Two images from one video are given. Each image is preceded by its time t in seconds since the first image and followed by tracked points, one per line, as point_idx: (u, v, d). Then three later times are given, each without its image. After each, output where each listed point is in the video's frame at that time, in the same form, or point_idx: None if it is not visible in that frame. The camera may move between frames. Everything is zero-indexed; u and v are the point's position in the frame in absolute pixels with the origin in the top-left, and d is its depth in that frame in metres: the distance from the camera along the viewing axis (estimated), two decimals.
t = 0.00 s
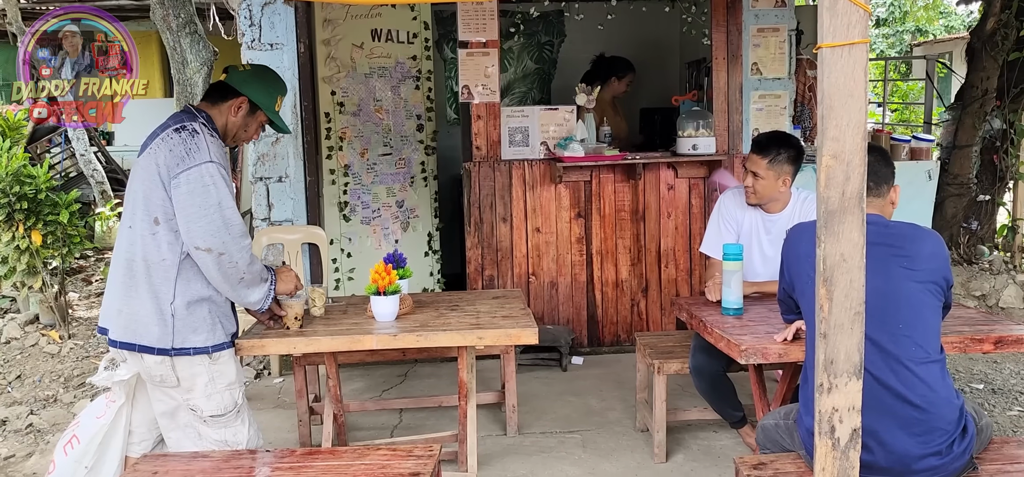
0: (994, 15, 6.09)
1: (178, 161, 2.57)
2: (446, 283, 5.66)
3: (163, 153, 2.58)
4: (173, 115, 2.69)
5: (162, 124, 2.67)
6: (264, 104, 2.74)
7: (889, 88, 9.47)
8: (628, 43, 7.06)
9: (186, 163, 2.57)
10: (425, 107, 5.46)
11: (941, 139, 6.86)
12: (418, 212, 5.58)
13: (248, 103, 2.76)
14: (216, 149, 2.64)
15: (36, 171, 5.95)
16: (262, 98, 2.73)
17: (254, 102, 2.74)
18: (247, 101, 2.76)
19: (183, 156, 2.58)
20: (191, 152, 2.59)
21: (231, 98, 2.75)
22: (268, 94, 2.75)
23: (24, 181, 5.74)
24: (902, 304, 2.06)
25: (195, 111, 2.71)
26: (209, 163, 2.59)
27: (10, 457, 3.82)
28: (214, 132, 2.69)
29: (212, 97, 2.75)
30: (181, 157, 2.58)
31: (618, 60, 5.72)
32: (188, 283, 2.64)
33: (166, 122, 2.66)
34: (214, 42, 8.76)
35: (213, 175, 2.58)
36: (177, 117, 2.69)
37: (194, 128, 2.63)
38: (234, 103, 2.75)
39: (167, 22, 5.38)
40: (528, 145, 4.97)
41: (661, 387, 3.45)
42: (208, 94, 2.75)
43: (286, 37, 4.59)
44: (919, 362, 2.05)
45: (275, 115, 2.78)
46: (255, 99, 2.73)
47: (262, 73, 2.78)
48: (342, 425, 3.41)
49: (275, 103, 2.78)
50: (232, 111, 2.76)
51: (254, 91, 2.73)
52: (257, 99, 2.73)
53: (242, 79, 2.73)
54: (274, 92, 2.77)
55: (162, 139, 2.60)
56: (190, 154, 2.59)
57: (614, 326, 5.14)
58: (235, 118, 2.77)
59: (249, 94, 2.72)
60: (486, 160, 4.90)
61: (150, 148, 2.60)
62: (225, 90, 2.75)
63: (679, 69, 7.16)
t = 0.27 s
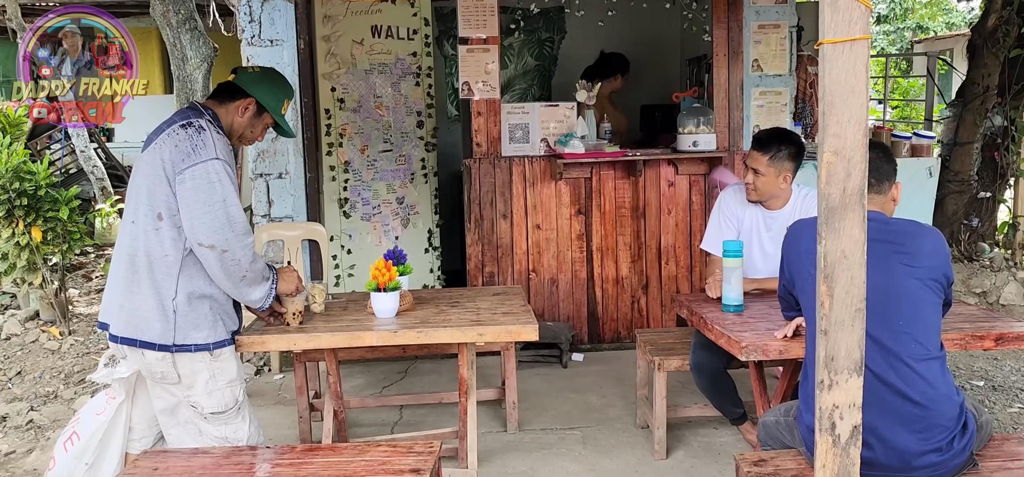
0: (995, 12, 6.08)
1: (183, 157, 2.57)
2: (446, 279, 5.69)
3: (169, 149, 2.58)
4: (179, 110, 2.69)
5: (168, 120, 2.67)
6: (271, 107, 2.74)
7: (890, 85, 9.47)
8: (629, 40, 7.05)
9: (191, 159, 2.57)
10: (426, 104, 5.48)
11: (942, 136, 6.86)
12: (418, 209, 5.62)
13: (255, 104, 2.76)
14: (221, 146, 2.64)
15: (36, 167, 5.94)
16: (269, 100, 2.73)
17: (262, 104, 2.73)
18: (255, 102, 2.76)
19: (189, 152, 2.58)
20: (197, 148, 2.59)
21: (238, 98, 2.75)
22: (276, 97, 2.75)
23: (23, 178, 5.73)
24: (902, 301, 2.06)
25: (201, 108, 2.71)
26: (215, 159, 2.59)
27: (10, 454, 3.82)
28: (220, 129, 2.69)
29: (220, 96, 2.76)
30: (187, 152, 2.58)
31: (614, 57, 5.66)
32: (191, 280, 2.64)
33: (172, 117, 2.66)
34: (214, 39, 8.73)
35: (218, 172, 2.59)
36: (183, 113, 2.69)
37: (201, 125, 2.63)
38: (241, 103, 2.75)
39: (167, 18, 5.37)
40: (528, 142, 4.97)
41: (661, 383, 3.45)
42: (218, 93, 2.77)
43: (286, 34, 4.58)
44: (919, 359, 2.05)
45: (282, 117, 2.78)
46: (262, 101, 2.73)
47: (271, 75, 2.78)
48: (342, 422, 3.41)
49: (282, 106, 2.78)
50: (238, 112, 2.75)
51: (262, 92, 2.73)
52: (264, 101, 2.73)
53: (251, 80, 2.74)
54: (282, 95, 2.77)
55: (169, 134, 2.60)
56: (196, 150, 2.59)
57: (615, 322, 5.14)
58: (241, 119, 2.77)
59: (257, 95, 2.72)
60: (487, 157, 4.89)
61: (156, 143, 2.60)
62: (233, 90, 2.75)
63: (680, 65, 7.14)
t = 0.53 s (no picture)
0: (995, 10, 6.07)
1: (183, 153, 2.57)
2: (445, 277, 5.65)
3: (170, 146, 2.58)
4: (181, 107, 2.69)
5: (169, 117, 2.66)
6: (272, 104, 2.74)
7: (889, 83, 9.46)
8: (628, 38, 7.04)
9: (191, 157, 2.57)
10: (424, 101, 5.44)
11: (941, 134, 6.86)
12: (418, 207, 5.57)
13: (256, 102, 2.75)
14: (222, 143, 2.64)
15: (35, 164, 5.93)
16: (271, 98, 2.73)
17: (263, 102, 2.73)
18: (255, 100, 2.75)
19: (189, 149, 2.57)
20: (198, 145, 2.58)
21: (239, 96, 2.74)
22: (277, 94, 2.75)
23: (22, 175, 5.72)
24: (903, 299, 2.05)
25: (203, 105, 2.71)
26: (214, 157, 2.59)
27: (10, 451, 3.82)
28: (221, 127, 2.69)
29: (221, 93, 2.75)
30: (186, 149, 2.57)
31: (612, 53, 5.65)
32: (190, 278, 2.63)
33: (174, 114, 2.66)
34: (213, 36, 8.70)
35: (217, 169, 2.58)
36: (184, 110, 2.68)
37: (202, 123, 2.63)
38: (241, 101, 2.74)
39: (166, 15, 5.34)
40: (528, 140, 4.96)
41: (661, 381, 3.45)
42: (219, 90, 2.76)
43: (285, 31, 4.58)
44: (920, 357, 2.05)
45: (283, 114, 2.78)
46: (263, 99, 2.73)
47: (271, 72, 2.77)
48: (342, 419, 3.41)
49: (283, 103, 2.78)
50: (239, 111, 2.75)
51: (263, 90, 2.73)
52: (265, 99, 2.73)
53: (252, 78, 2.74)
54: (283, 93, 2.77)
55: (169, 131, 2.60)
56: (196, 147, 2.58)
57: (614, 320, 5.14)
58: (242, 117, 2.76)
59: (258, 94, 2.72)
60: (486, 155, 4.89)
61: (156, 140, 2.60)
62: (235, 88, 2.75)
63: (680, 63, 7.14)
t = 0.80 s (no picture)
0: (995, 8, 6.06)
1: (186, 158, 2.57)
2: (445, 275, 5.64)
3: (172, 150, 2.57)
4: (180, 108, 2.67)
5: (169, 117, 2.65)
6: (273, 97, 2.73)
7: (889, 81, 9.46)
8: (627, 36, 7.04)
9: (194, 161, 2.57)
10: (424, 99, 5.44)
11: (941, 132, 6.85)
12: (417, 205, 5.55)
13: (255, 97, 2.74)
14: (224, 147, 2.63)
15: (34, 162, 5.93)
16: (270, 91, 2.72)
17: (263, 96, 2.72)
18: (255, 96, 2.74)
19: (191, 153, 2.57)
20: (200, 150, 2.58)
21: (238, 95, 2.74)
22: (275, 86, 2.73)
23: (22, 173, 5.72)
24: (903, 297, 2.06)
25: (204, 105, 2.70)
26: (218, 162, 2.59)
27: (9, 449, 3.82)
28: (222, 129, 2.68)
29: (219, 92, 2.74)
30: (189, 154, 2.57)
31: (607, 50, 5.64)
32: (191, 280, 2.64)
33: (173, 115, 2.65)
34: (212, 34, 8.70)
35: (221, 174, 2.58)
36: (182, 111, 2.67)
37: (203, 125, 2.62)
38: (242, 99, 2.74)
39: (165, 13, 5.33)
40: (527, 138, 4.96)
41: (660, 379, 3.46)
42: (215, 88, 2.74)
43: (285, 29, 4.57)
44: (919, 355, 2.05)
45: (283, 103, 2.77)
46: (263, 94, 2.72)
47: (266, 63, 2.74)
48: (341, 417, 3.41)
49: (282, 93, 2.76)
50: (240, 108, 2.75)
51: (262, 86, 2.71)
52: (265, 93, 2.71)
53: (249, 74, 2.71)
54: (280, 81, 2.75)
55: (170, 135, 2.59)
56: (199, 152, 2.58)
57: (613, 318, 5.14)
58: (243, 113, 2.76)
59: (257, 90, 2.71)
60: (486, 152, 4.89)
61: (157, 142, 2.59)
62: (232, 85, 2.73)
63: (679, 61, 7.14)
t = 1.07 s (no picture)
0: (995, 6, 6.05)
1: (182, 157, 2.56)
2: (445, 274, 5.64)
3: (167, 148, 2.56)
4: (174, 106, 2.66)
5: (163, 116, 2.64)
6: (259, 73, 2.71)
7: (889, 79, 9.46)
8: (627, 33, 7.04)
9: (190, 160, 2.56)
10: (424, 97, 5.44)
11: (941, 130, 6.86)
12: (417, 203, 5.55)
13: (244, 83, 2.74)
14: (220, 145, 2.63)
15: (34, 160, 5.93)
16: (254, 71, 2.70)
17: (250, 78, 2.71)
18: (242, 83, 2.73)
19: (187, 152, 2.56)
20: (196, 148, 2.58)
21: (228, 91, 2.73)
22: (255, 64, 2.70)
23: (22, 171, 5.72)
24: (904, 296, 2.06)
25: (198, 101, 2.69)
26: (213, 160, 2.58)
27: (9, 447, 3.82)
28: (218, 127, 2.67)
29: (206, 90, 2.71)
30: (185, 153, 2.56)
31: (607, 50, 5.64)
32: (191, 280, 2.64)
33: (168, 113, 2.63)
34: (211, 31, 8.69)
35: (216, 173, 2.58)
36: (177, 108, 2.66)
37: (199, 124, 2.61)
38: (234, 90, 2.74)
39: (165, 11, 5.34)
40: (528, 136, 4.96)
41: (661, 378, 3.46)
42: (199, 85, 2.71)
43: (285, 27, 4.57)
44: (921, 353, 2.05)
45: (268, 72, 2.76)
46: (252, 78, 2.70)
47: (234, 45, 2.68)
48: (342, 416, 3.41)
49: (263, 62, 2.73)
50: (235, 98, 2.75)
51: (247, 72, 2.68)
52: (251, 75, 2.70)
53: (230, 65, 2.66)
54: (258, 58, 2.71)
55: (166, 133, 2.58)
56: (194, 150, 2.57)
57: (614, 316, 5.14)
58: (239, 100, 2.77)
59: (243, 77, 2.69)
60: (486, 151, 4.88)
61: (153, 142, 2.58)
62: (216, 81, 2.70)
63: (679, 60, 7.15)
